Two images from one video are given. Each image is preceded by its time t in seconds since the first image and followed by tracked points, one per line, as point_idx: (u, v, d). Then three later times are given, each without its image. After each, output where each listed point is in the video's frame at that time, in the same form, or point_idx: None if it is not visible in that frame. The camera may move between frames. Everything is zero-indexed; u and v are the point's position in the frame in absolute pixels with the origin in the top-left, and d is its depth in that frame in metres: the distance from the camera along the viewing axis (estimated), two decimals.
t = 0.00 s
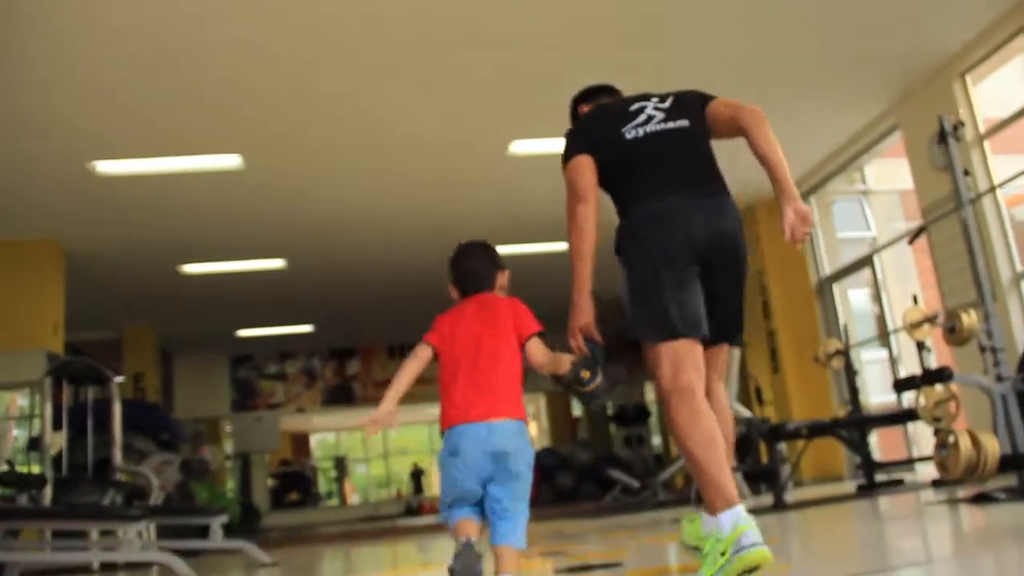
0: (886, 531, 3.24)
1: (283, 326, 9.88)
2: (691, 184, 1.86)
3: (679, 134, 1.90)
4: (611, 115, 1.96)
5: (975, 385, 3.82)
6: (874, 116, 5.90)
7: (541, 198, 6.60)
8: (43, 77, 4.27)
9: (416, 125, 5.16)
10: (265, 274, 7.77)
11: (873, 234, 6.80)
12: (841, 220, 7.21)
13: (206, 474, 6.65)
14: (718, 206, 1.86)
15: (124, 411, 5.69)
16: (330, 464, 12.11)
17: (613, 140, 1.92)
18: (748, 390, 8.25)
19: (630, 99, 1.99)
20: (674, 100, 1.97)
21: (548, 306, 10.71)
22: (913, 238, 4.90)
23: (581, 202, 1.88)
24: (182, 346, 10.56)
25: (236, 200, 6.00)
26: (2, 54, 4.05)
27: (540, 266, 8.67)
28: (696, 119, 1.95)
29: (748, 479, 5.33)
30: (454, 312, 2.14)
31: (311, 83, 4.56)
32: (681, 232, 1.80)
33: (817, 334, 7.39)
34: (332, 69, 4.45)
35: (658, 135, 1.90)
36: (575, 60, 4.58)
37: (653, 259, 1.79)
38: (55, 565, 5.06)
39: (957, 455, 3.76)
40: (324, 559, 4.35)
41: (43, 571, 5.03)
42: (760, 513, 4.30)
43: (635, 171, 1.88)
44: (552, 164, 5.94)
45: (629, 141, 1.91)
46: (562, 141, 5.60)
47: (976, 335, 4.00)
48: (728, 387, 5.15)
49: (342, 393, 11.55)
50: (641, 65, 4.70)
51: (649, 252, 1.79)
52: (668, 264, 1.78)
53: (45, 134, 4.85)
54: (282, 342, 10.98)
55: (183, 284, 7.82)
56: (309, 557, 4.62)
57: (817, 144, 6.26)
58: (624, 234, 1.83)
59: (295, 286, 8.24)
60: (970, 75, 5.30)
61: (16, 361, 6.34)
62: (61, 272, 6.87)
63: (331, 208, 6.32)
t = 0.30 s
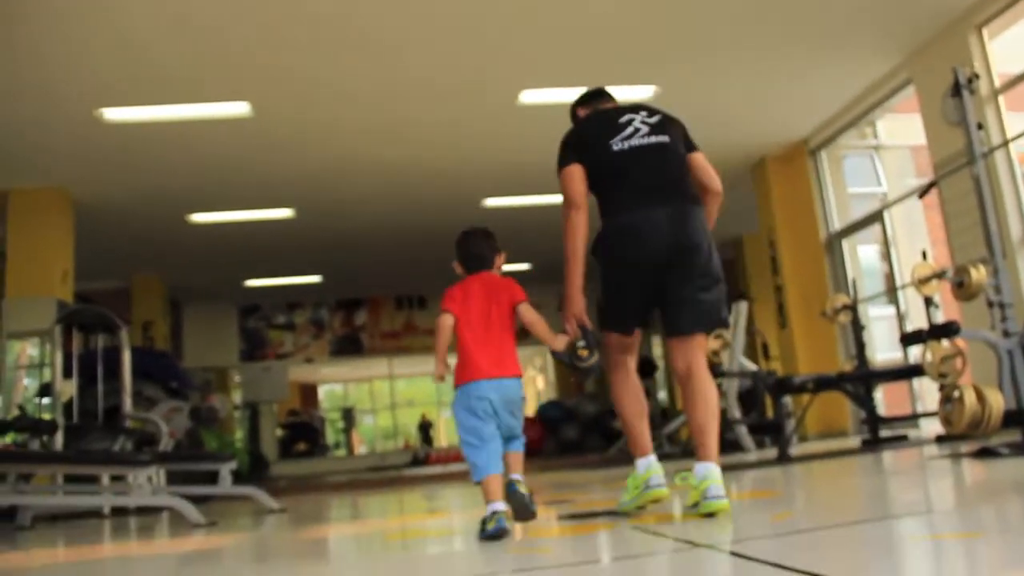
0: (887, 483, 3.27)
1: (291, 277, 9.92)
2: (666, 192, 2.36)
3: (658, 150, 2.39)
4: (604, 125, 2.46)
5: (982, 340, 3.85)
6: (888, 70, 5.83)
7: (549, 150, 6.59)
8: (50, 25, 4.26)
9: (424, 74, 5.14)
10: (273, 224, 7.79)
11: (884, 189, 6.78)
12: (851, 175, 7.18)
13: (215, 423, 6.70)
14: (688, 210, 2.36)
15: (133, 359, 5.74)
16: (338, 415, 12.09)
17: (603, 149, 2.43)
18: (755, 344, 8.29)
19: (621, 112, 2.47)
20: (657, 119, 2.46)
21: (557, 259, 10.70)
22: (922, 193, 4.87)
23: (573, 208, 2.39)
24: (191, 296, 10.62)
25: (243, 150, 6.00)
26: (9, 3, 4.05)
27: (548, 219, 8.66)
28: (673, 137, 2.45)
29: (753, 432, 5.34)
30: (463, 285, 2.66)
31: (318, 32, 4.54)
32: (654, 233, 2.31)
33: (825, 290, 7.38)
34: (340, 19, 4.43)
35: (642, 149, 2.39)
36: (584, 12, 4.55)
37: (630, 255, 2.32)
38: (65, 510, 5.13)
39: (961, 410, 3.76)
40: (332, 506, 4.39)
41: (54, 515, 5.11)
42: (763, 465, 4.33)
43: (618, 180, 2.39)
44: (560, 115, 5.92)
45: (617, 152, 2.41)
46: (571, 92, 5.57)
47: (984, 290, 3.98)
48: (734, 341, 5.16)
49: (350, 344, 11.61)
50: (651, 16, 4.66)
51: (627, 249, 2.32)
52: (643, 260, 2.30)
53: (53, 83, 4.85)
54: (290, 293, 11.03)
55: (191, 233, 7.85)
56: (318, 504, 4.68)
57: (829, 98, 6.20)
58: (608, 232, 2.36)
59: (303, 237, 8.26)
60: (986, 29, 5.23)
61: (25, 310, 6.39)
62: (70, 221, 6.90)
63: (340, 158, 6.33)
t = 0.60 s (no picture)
0: (891, 452, 3.27)
1: (297, 243, 9.94)
2: (633, 205, 2.56)
3: (628, 163, 2.59)
4: (577, 142, 2.64)
5: (989, 310, 3.83)
6: (901, 38, 5.77)
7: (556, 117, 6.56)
8: None
9: (431, 39, 5.11)
10: (279, 189, 7.78)
11: (893, 160, 6.87)
12: (859, 145, 7.25)
13: (220, 387, 6.74)
14: (653, 222, 2.57)
15: (138, 323, 5.75)
16: (342, 380, 12.10)
17: (577, 164, 2.62)
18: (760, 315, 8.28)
19: (592, 128, 2.65)
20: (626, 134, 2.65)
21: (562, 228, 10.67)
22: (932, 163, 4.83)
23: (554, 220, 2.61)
24: (196, 261, 10.64)
25: (249, 114, 5.98)
26: None
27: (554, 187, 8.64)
28: (640, 149, 2.63)
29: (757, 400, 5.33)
30: (469, 273, 3.14)
31: None
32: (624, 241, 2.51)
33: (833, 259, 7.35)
34: None
35: (613, 164, 2.59)
36: None
37: (604, 263, 2.51)
38: (71, 472, 5.17)
39: (967, 380, 3.75)
40: (337, 470, 4.41)
41: (61, 477, 5.12)
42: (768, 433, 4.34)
43: (591, 194, 2.59)
44: (568, 82, 5.88)
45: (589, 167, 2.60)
46: (580, 58, 5.53)
47: (994, 261, 3.95)
48: (740, 309, 5.16)
49: (355, 310, 11.65)
50: None
51: (600, 258, 2.51)
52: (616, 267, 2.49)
53: (59, 45, 4.82)
54: (295, 259, 11.05)
55: (197, 198, 7.84)
56: (323, 467, 4.71)
57: (839, 66, 6.15)
58: (582, 241, 2.55)
59: (308, 202, 8.26)
60: None
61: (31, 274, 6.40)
62: (75, 185, 6.89)
63: (347, 123, 6.31)
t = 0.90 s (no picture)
0: (895, 423, 3.27)
1: (302, 211, 9.93)
2: (614, 200, 3.06)
3: (612, 165, 3.08)
4: (571, 143, 3.13)
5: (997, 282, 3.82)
6: (913, 7, 5.70)
7: (563, 85, 6.52)
8: None
9: (438, 6, 5.07)
10: (285, 156, 7.75)
11: (903, 133, 6.88)
12: (869, 117, 7.23)
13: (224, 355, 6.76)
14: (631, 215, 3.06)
15: (143, 289, 5.77)
16: (348, 350, 12.21)
17: (567, 163, 3.11)
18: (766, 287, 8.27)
19: (584, 132, 3.14)
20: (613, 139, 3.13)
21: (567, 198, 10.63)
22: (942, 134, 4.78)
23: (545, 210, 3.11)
24: (201, 229, 10.64)
25: (254, 80, 5.95)
26: None
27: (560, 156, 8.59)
28: (623, 153, 3.12)
29: (761, 371, 5.32)
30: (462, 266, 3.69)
31: None
32: (604, 233, 3.01)
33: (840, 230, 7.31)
34: None
35: (599, 165, 3.08)
36: None
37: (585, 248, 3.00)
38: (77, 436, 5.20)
39: (973, 352, 3.74)
40: (342, 437, 4.43)
41: (67, 443, 5.13)
42: (772, 404, 4.34)
43: (579, 189, 3.08)
44: (575, 50, 5.84)
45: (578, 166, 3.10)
46: (588, 25, 5.48)
47: (1002, 232, 3.92)
48: (746, 280, 5.14)
49: (360, 279, 11.68)
50: None
51: (583, 244, 3.00)
52: (596, 252, 2.98)
53: (62, 10, 4.80)
54: (300, 228, 11.06)
55: (202, 165, 7.83)
56: (327, 434, 4.72)
57: (850, 36, 6.09)
58: (570, 230, 3.05)
59: (313, 170, 8.24)
60: None
61: (35, 240, 6.40)
62: (79, 151, 6.88)
63: (352, 90, 6.28)
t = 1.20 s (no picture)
0: (900, 400, 3.28)
1: (308, 188, 9.93)
2: (603, 191, 3.57)
3: (603, 159, 3.60)
4: (566, 142, 3.64)
5: (1004, 260, 3.81)
6: None
7: (569, 62, 6.50)
8: None
9: None
10: (290, 133, 7.74)
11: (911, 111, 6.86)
12: (877, 95, 7.20)
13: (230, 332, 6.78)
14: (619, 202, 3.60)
15: (149, 266, 5.79)
16: (351, 328, 12.26)
17: (564, 161, 3.63)
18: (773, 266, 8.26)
19: (579, 129, 3.65)
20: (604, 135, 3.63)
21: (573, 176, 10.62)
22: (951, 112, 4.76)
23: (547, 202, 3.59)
24: (206, 206, 10.65)
25: (259, 56, 5.94)
26: None
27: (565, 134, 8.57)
28: (610, 149, 3.64)
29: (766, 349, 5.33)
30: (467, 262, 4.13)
31: None
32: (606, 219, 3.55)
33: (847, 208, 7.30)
34: None
35: (592, 160, 3.60)
36: None
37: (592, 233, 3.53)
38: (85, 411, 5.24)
39: (979, 331, 3.74)
40: (348, 412, 4.46)
41: (75, 418, 5.16)
42: (777, 382, 4.35)
43: (575, 182, 3.60)
44: (581, 26, 5.81)
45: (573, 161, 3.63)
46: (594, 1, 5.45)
47: (1011, 210, 3.91)
48: (752, 258, 5.14)
49: (365, 257, 11.73)
50: None
51: (574, 232, 3.57)
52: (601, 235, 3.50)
53: None
54: (306, 206, 11.08)
55: (207, 142, 7.82)
56: (333, 410, 4.75)
57: (859, 13, 6.05)
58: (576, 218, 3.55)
59: (318, 147, 8.24)
60: None
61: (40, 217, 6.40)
62: (85, 127, 6.88)
63: (357, 66, 6.27)
